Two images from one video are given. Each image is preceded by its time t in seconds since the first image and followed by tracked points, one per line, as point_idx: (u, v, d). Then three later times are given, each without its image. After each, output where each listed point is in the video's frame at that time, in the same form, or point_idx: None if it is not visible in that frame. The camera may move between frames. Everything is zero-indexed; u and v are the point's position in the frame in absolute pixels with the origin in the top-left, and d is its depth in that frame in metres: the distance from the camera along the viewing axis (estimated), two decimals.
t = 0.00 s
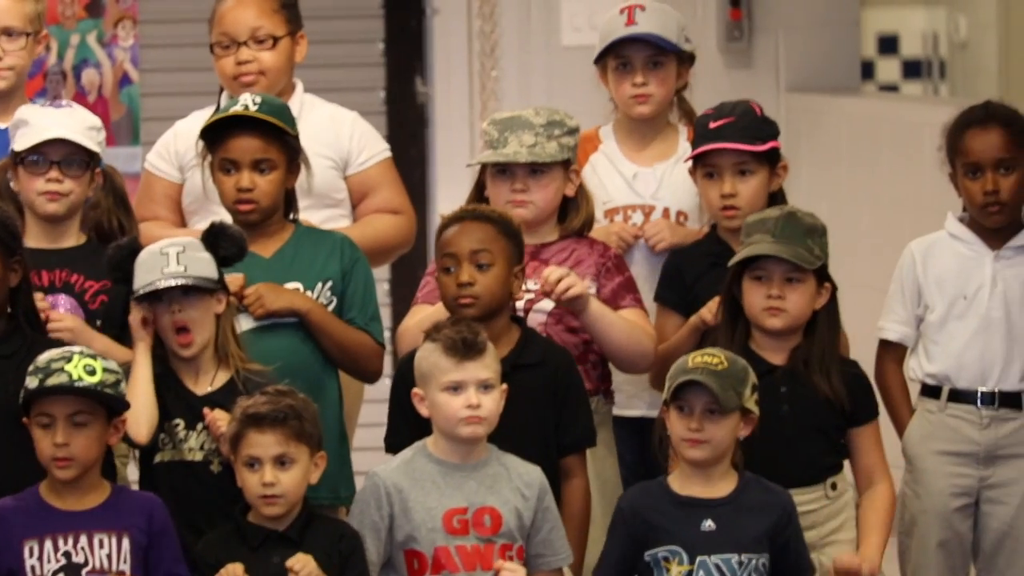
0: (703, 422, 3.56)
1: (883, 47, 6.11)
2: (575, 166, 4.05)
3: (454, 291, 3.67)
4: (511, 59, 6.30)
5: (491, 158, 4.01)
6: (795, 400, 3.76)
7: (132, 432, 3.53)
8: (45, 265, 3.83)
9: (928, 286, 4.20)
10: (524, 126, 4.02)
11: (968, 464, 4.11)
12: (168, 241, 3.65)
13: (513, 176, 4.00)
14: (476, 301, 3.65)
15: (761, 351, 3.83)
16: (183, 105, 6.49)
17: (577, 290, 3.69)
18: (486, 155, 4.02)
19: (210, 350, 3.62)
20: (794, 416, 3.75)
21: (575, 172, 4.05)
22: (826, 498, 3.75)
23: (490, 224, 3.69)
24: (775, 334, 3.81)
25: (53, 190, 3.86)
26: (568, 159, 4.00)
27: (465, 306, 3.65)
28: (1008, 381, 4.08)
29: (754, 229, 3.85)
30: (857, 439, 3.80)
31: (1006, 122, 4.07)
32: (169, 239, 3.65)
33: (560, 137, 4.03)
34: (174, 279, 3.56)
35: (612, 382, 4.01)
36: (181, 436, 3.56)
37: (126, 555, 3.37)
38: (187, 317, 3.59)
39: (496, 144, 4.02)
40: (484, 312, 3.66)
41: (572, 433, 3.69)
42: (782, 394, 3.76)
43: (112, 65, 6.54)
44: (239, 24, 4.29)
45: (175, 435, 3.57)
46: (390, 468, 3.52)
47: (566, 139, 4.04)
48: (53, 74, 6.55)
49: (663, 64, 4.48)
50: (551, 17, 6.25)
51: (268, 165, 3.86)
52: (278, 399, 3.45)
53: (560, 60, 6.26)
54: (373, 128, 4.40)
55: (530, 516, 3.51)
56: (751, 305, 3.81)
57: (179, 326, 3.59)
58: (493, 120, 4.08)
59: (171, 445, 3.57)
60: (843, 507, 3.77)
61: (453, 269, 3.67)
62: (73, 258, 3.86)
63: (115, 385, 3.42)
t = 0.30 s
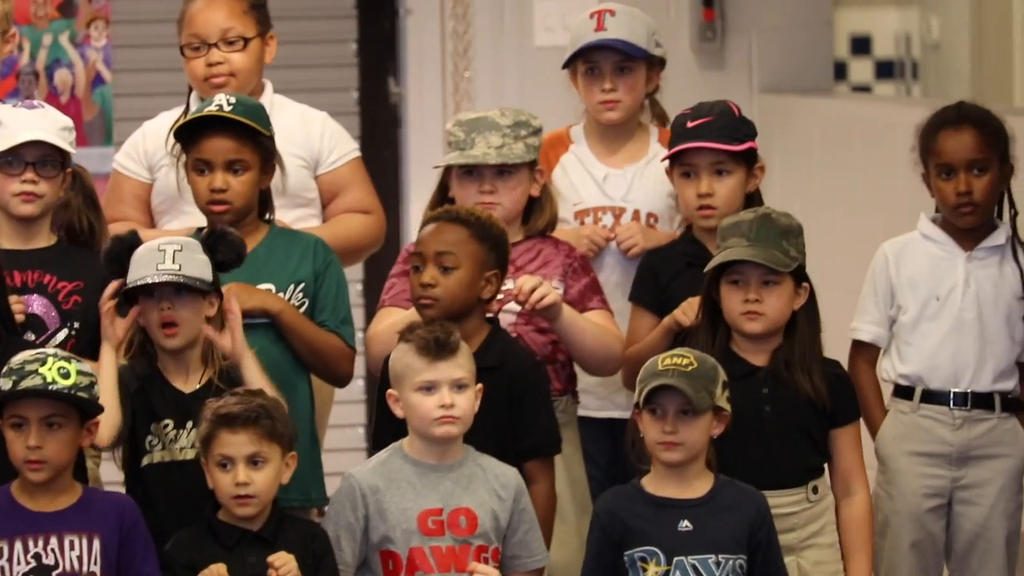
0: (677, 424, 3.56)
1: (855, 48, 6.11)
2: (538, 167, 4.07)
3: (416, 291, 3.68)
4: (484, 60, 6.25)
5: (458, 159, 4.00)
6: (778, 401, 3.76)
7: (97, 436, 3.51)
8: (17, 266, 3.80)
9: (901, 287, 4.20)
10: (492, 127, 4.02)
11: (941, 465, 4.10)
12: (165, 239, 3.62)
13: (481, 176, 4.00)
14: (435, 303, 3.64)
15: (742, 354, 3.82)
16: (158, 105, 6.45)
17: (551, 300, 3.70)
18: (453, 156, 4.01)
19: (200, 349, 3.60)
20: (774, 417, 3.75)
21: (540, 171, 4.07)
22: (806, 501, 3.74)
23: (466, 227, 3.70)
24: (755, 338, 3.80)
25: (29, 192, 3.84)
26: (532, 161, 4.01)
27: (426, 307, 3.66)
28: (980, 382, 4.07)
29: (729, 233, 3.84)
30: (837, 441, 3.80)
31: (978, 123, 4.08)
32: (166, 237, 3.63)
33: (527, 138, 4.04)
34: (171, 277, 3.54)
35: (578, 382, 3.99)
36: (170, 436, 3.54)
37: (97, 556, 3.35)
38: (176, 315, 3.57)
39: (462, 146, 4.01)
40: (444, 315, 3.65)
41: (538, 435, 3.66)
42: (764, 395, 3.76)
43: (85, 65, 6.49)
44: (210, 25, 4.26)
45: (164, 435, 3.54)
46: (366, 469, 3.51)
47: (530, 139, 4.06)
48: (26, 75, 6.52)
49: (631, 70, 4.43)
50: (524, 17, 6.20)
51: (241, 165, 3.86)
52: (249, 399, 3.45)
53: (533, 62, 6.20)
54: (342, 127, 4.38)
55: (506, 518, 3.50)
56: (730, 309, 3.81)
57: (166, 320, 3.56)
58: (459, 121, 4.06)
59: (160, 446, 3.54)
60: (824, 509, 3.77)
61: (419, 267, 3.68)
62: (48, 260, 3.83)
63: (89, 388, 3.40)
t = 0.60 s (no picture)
0: (653, 428, 3.56)
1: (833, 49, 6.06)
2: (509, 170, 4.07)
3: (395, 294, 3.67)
4: (459, 64, 6.26)
5: (431, 160, 3.98)
6: (755, 402, 3.75)
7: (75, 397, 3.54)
8: None
9: (877, 290, 4.19)
10: (465, 129, 4.00)
11: (916, 468, 4.10)
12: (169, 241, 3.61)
13: (455, 177, 3.99)
14: (416, 305, 3.64)
15: (724, 356, 3.82)
16: (132, 108, 6.44)
17: (533, 308, 3.69)
18: (426, 157, 3.98)
19: (197, 348, 3.61)
20: (751, 418, 3.75)
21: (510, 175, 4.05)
22: (784, 503, 3.74)
23: (445, 229, 3.68)
24: (735, 342, 3.80)
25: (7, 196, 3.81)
26: (504, 163, 4.00)
27: (406, 308, 3.65)
28: (956, 385, 4.07)
29: (709, 236, 3.84)
30: (815, 441, 3.80)
31: (954, 125, 4.09)
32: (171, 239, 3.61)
33: (500, 141, 4.03)
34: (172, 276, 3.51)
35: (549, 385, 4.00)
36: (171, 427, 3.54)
37: (70, 559, 3.33)
38: (172, 317, 3.56)
39: (436, 148, 3.99)
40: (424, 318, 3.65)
41: (517, 438, 3.67)
42: (742, 396, 3.76)
43: (60, 68, 6.46)
44: (183, 31, 4.24)
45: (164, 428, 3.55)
46: (343, 471, 3.50)
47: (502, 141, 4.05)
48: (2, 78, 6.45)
49: (602, 76, 4.40)
50: (500, 18, 6.19)
51: (219, 168, 3.87)
52: (221, 401, 3.43)
53: (508, 64, 6.20)
54: (313, 126, 4.35)
55: (481, 522, 3.49)
56: (709, 313, 3.81)
57: (163, 323, 3.55)
58: (431, 122, 4.04)
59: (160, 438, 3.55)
60: (802, 511, 3.78)
61: (398, 270, 3.67)
62: (24, 263, 3.81)
63: (61, 391, 3.38)
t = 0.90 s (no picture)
0: (628, 431, 3.57)
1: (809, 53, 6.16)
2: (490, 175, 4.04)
3: (389, 298, 3.64)
4: (436, 68, 6.24)
5: (413, 165, 3.96)
6: (729, 406, 3.75)
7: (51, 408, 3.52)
8: None
9: (854, 294, 4.19)
10: (447, 134, 3.99)
11: (893, 472, 4.10)
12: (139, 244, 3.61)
13: (438, 182, 3.97)
14: (412, 309, 3.62)
15: (698, 360, 3.81)
16: (109, 112, 6.42)
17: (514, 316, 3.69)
18: (408, 162, 3.96)
19: (168, 354, 3.60)
20: (724, 421, 3.75)
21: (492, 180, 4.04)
22: (757, 508, 3.75)
23: (428, 231, 3.68)
24: (709, 346, 3.79)
25: None
26: (486, 169, 3.98)
27: (400, 313, 3.62)
28: (933, 390, 4.07)
29: (683, 241, 3.84)
30: (791, 445, 3.79)
31: (931, 129, 4.09)
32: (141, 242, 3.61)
33: (482, 145, 4.01)
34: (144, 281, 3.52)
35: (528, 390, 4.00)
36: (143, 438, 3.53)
37: (45, 563, 3.32)
38: (146, 321, 3.55)
39: (418, 152, 3.97)
40: (419, 321, 3.63)
41: (494, 442, 3.67)
42: (716, 400, 3.76)
43: (37, 72, 6.45)
44: (161, 34, 4.22)
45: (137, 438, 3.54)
46: (320, 476, 3.49)
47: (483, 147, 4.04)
48: None
49: (574, 73, 4.41)
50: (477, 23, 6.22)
51: (198, 170, 3.87)
52: (197, 403, 3.42)
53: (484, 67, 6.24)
54: (287, 129, 4.30)
55: (458, 528, 3.48)
56: (682, 317, 3.81)
57: (137, 326, 3.55)
58: (415, 127, 4.03)
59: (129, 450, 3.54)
60: (776, 516, 3.78)
61: (389, 274, 3.64)
62: None
63: (31, 395, 3.35)
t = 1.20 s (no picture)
0: (600, 439, 3.57)
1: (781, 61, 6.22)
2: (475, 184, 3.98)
3: (360, 306, 3.62)
4: (411, 78, 6.29)
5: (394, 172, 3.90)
6: (696, 416, 3.76)
7: (24, 440, 3.51)
8: None
9: (826, 302, 4.19)
10: (427, 142, 3.93)
11: (865, 481, 4.09)
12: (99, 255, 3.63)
13: (417, 191, 3.91)
14: (383, 316, 3.61)
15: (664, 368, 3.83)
16: (82, 121, 6.41)
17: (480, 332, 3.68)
18: (388, 170, 3.91)
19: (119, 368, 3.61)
20: (691, 431, 3.75)
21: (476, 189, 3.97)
22: (724, 517, 3.74)
23: (397, 238, 3.65)
24: (677, 354, 3.81)
25: None
26: (469, 176, 3.92)
27: (372, 320, 3.61)
28: (905, 398, 4.06)
29: (652, 249, 3.85)
30: (762, 453, 3.79)
31: (905, 138, 4.10)
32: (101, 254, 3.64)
33: (464, 154, 3.95)
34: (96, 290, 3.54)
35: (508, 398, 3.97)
36: (89, 453, 3.53)
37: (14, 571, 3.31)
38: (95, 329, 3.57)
39: (399, 160, 3.91)
40: (391, 328, 3.62)
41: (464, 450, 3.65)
42: (683, 410, 3.76)
43: (10, 80, 6.44)
44: (135, 42, 4.21)
45: (84, 452, 3.54)
46: (291, 484, 3.48)
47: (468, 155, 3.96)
48: None
49: (546, 86, 4.40)
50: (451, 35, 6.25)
51: (170, 178, 3.86)
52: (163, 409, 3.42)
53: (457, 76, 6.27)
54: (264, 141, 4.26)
55: (430, 537, 3.47)
56: (651, 326, 3.82)
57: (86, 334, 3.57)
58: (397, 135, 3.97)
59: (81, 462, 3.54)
60: (745, 525, 3.78)
61: (360, 282, 3.62)
62: None
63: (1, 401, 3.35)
